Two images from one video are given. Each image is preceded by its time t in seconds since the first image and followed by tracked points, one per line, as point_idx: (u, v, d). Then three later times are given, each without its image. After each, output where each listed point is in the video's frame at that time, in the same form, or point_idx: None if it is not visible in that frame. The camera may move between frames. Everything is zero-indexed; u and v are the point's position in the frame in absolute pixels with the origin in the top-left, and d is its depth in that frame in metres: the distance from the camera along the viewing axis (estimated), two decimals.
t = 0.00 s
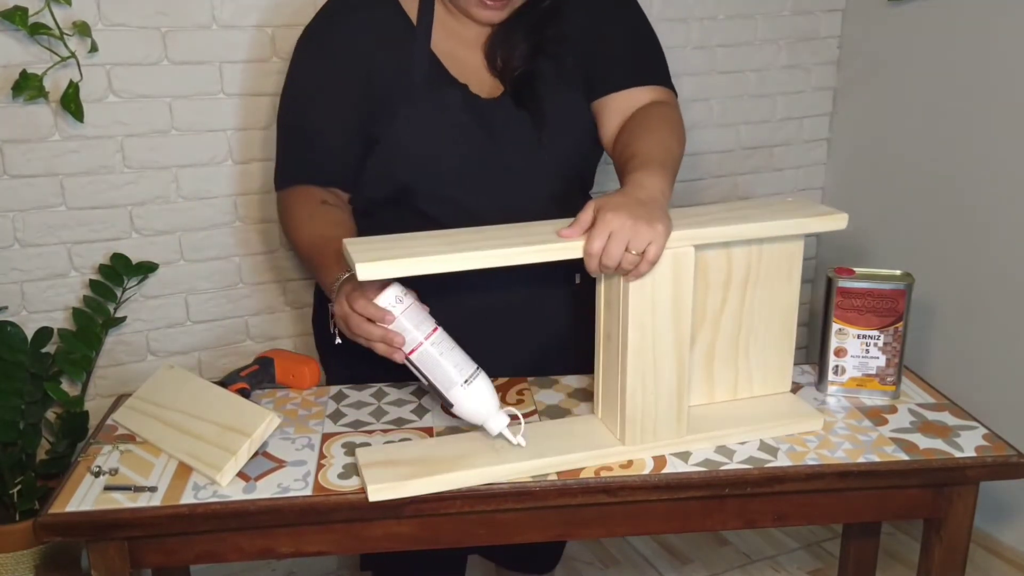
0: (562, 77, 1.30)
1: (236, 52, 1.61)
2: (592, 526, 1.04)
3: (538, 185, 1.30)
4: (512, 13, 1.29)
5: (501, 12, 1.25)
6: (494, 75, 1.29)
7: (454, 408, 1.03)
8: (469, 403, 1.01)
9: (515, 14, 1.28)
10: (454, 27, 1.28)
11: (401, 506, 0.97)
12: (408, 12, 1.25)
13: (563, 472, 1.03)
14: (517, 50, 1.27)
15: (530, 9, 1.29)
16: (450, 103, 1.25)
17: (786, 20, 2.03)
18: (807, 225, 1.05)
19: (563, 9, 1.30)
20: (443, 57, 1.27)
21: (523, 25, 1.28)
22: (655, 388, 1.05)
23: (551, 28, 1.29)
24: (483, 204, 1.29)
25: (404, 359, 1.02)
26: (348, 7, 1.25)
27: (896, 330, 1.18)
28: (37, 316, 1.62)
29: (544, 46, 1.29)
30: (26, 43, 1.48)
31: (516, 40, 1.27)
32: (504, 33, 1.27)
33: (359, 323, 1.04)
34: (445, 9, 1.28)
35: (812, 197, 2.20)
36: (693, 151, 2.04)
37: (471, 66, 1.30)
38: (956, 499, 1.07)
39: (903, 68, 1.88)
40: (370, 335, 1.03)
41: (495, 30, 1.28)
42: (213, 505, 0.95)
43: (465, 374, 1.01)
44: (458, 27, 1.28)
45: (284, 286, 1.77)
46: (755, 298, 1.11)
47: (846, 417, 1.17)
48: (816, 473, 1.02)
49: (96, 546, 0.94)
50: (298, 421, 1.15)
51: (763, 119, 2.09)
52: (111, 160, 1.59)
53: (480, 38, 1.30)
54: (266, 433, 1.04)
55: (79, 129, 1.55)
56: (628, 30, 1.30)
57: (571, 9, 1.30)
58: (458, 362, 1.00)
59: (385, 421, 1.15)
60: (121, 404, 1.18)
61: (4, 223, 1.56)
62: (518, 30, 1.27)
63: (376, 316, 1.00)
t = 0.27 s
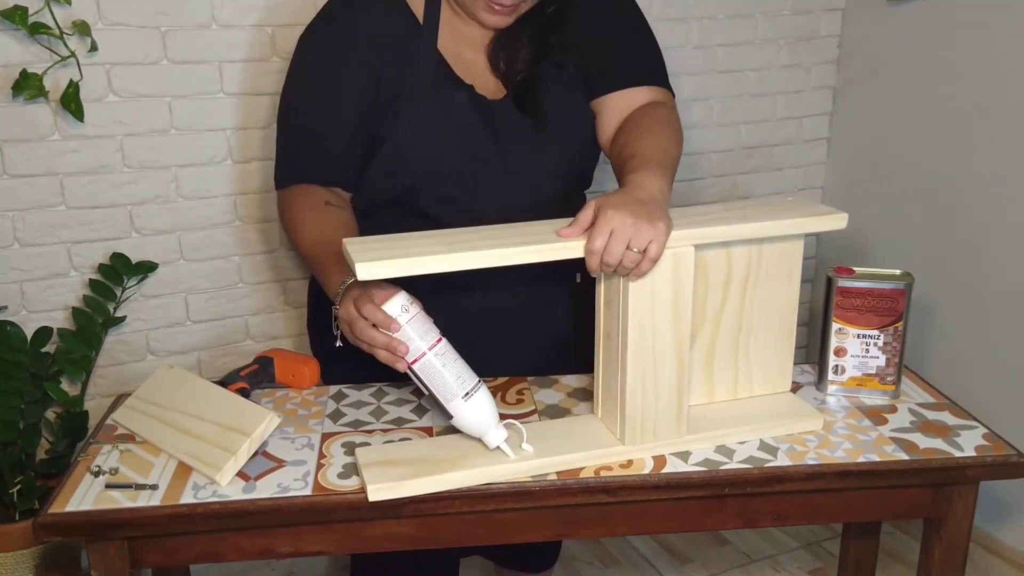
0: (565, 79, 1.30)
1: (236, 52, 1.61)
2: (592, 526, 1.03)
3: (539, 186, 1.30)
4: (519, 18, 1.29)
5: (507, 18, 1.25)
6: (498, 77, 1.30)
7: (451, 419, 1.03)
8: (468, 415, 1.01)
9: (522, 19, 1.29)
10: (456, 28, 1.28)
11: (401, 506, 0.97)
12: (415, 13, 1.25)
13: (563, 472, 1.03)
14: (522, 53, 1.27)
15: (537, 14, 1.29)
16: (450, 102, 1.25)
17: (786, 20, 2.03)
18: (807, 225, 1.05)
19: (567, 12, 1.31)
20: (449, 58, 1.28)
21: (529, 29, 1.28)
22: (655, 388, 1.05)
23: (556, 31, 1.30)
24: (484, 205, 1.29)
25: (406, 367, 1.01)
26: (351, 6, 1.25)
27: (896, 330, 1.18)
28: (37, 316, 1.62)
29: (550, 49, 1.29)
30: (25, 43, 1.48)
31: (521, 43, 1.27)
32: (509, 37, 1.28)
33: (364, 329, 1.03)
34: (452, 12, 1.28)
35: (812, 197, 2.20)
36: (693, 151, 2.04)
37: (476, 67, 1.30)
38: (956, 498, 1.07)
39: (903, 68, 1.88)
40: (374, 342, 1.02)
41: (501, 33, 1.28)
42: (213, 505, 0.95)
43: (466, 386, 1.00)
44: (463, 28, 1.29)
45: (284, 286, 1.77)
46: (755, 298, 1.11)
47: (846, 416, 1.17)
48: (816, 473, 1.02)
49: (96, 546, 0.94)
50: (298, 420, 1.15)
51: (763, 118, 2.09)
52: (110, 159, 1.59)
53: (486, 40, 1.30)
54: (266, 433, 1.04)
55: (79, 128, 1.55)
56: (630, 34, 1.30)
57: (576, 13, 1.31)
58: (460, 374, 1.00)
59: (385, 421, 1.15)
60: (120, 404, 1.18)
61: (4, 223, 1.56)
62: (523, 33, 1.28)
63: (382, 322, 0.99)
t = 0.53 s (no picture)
0: (565, 79, 1.30)
1: (236, 52, 1.61)
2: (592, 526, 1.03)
3: (538, 186, 1.30)
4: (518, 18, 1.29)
5: (506, 18, 1.26)
6: (497, 76, 1.30)
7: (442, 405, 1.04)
8: (460, 401, 1.02)
9: (522, 19, 1.29)
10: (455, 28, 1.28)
11: (401, 506, 0.97)
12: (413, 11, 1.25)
13: (563, 473, 1.02)
14: (521, 53, 1.28)
15: (537, 15, 1.29)
16: (450, 101, 1.25)
17: (786, 19, 2.03)
18: (807, 225, 1.04)
19: (568, 14, 1.31)
20: (448, 56, 1.28)
21: (529, 30, 1.29)
22: (655, 388, 1.05)
23: (556, 33, 1.30)
24: (484, 204, 1.29)
25: (400, 355, 1.01)
26: (351, 5, 1.25)
27: (896, 330, 1.18)
28: (37, 316, 1.62)
29: (549, 51, 1.29)
30: (25, 43, 1.48)
31: (521, 44, 1.28)
32: (509, 37, 1.28)
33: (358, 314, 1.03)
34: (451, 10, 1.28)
35: (812, 196, 2.20)
36: (693, 151, 2.04)
37: (475, 66, 1.30)
38: (956, 499, 1.07)
39: (904, 67, 1.87)
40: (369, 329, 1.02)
41: (501, 33, 1.29)
42: (213, 506, 0.95)
43: (459, 374, 1.01)
44: (462, 27, 1.29)
45: (284, 286, 1.77)
46: (755, 299, 1.11)
47: (846, 417, 1.16)
48: (817, 473, 1.02)
49: (96, 547, 0.94)
50: (298, 421, 1.15)
51: (763, 118, 2.09)
52: (110, 159, 1.59)
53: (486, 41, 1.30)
54: (265, 433, 1.04)
55: (79, 129, 1.55)
56: (630, 35, 1.30)
57: (576, 15, 1.30)
58: (453, 362, 1.01)
59: (385, 421, 1.15)
60: (120, 404, 1.18)
61: (4, 223, 1.56)
62: (523, 33, 1.28)
63: (378, 311, 0.98)
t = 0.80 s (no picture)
0: (563, 80, 1.30)
1: (235, 52, 1.61)
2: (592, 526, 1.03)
3: (537, 185, 1.30)
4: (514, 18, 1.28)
5: (500, 19, 1.26)
6: (491, 76, 1.29)
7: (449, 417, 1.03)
8: (465, 414, 1.01)
9: (518, 19, 1.28)
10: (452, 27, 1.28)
11: (401, 506, 0.97)
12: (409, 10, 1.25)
13: (562, 472, 1.02)
14: (517, 53, 1.26)
15: (534, 15, 1.28)
16: (450, 102, 1.25)
17: (786, 19, 2.03)
18: (807, 225, 1.04)
19: (565, 14, 1.30)
20: (443, 56, 1.27)
21: (526, 29, 1.27)
22: (655, 389, 1.05)
23: (553, 33, 1.29)
24: (483, 204, 1.30)
25: (406, 363, 1.00)
26: (350, 4, 1.24)
27: (896, 330, 1.18)
28: (37, 316, 1.62)
29: (545, 52, 1.28)
30: (25, 43, 1.48)
31: (517, 45, 1.27)
32: (505, 37, 1.27)
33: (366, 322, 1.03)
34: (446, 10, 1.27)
35: (812, 196, 2.20)
36: (693, 151, 2.04)
37: (472, 66, 1.30)
38: (956, 499, 1.07)
39: (903, 67, 1.87)
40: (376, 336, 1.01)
41: (497, 32, 1.28)
42: (213, 506, 0.95)
43: (465, 387, 1.00)
44: (457, 28, 1.28)
45: (283, 286, 1.77)
46: (755, 299, 1.11)
47: (846, 416, 1.17)
48: (816, 473, 1.02)
49: (96, 547, 0.94)
50: (298, 421, 1.15)
51: (763, 118, 2.09)
52: (110, 159, 1.58)
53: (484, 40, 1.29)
54: (265, 433, 1.04)
55: (78, 129, 1.55)
56: (629, 36, 1.30)
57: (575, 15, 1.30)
58: (460, 373, 1.00)
59: (385, 421, 1.15)
60: (120, 404, 1.18)
61: (4, 223, 1.56)
62: (520, 33, 1.27)
63: (386, 316, 0.98)
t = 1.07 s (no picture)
0: (564, 80, 1.30)
1: (235, 52, 1.61)
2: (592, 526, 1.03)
3: (537, 185, 1.30)
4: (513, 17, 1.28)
5: (499, 19, 1.25)
6: (491, 76, 1.29)
7: (443, 408, 1.03)
8: (460, 405, 1.02)
9: (518, 18, 1.28)
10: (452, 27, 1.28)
11: (401, 506, 0.97)
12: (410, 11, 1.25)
13: (562, 472, 1.03)
14: (517, 52, 1.27)
15: (534, 15, 1.28)
16: (450, 102, 1.25)
17: (786, 19, 2.03)
18: (807, 225, 1.04)
19: (564, 14, 1.30)
20: (443, 56, 1.27)
21: (525, 29, 1.27)
22: (654, 388, 1.05)
23: (553, 33, 1.29)
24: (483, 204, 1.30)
25: (402, 355, 1.01)
26: (351, 4, 1.24)
27: (896, 329, 1.18)
28: (37, 316, 1.62)
29: (545, 52, 1.28)
30: (25, 43, 1.48)
31: (517, 44, 1.27)
32: (506, 37, 1.27)
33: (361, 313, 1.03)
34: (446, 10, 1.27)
35: (812, 196, 2.20)
36: (693, 150, 2.04)
37: (471, 66, 1.30)
38: (956, 499, 1.07)
39: (904, 67, 1.87)
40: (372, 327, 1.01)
41: (497, 33, 1.28)
42: (213, 505, 0.95)
43: (460, 377, 1.01)
44: (457, 28, 1.28)
45: (283, 286, 1.77)
46: (755, 299, 1.11)
47: (846, 416, 1.17)
48: (816, 473, 1.02)
49: (96, 547, 0.94)
50: (298, 421, 1.15)
51: (763, 117, 2.09)
52: (110, 159, 1.58)
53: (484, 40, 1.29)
54: (265, 433, 1.04)
55: (78, 128, 1.55)
56: (629, 36, 1.30)
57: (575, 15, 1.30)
58: (456, 364, 1.00)
59: (385, 421, 1.15)
60: (120, 404, 1.18)
61: (4, 222, 1.56)
62: (520, 33, 1.27)
63: (384, 307, 0.99)
